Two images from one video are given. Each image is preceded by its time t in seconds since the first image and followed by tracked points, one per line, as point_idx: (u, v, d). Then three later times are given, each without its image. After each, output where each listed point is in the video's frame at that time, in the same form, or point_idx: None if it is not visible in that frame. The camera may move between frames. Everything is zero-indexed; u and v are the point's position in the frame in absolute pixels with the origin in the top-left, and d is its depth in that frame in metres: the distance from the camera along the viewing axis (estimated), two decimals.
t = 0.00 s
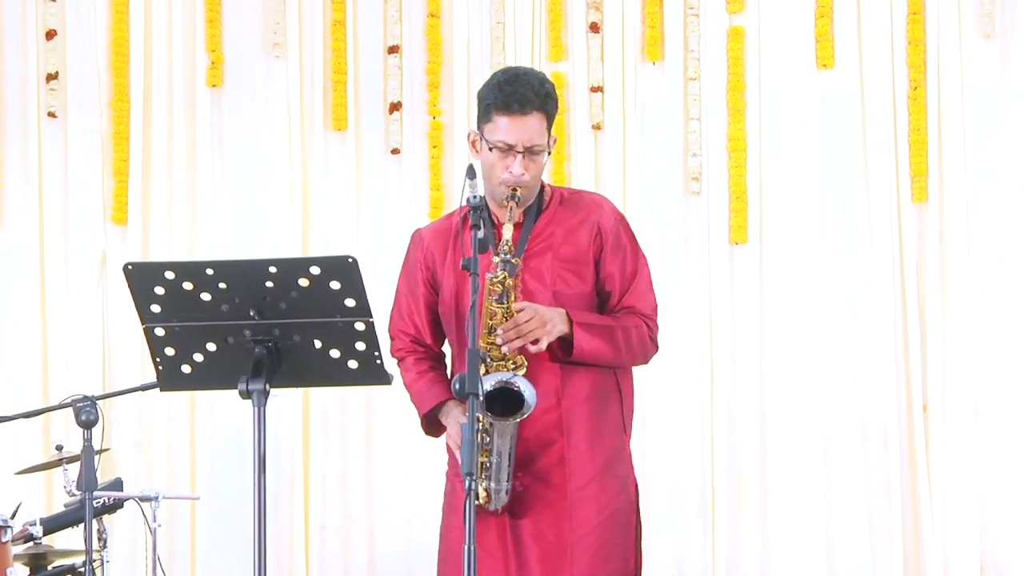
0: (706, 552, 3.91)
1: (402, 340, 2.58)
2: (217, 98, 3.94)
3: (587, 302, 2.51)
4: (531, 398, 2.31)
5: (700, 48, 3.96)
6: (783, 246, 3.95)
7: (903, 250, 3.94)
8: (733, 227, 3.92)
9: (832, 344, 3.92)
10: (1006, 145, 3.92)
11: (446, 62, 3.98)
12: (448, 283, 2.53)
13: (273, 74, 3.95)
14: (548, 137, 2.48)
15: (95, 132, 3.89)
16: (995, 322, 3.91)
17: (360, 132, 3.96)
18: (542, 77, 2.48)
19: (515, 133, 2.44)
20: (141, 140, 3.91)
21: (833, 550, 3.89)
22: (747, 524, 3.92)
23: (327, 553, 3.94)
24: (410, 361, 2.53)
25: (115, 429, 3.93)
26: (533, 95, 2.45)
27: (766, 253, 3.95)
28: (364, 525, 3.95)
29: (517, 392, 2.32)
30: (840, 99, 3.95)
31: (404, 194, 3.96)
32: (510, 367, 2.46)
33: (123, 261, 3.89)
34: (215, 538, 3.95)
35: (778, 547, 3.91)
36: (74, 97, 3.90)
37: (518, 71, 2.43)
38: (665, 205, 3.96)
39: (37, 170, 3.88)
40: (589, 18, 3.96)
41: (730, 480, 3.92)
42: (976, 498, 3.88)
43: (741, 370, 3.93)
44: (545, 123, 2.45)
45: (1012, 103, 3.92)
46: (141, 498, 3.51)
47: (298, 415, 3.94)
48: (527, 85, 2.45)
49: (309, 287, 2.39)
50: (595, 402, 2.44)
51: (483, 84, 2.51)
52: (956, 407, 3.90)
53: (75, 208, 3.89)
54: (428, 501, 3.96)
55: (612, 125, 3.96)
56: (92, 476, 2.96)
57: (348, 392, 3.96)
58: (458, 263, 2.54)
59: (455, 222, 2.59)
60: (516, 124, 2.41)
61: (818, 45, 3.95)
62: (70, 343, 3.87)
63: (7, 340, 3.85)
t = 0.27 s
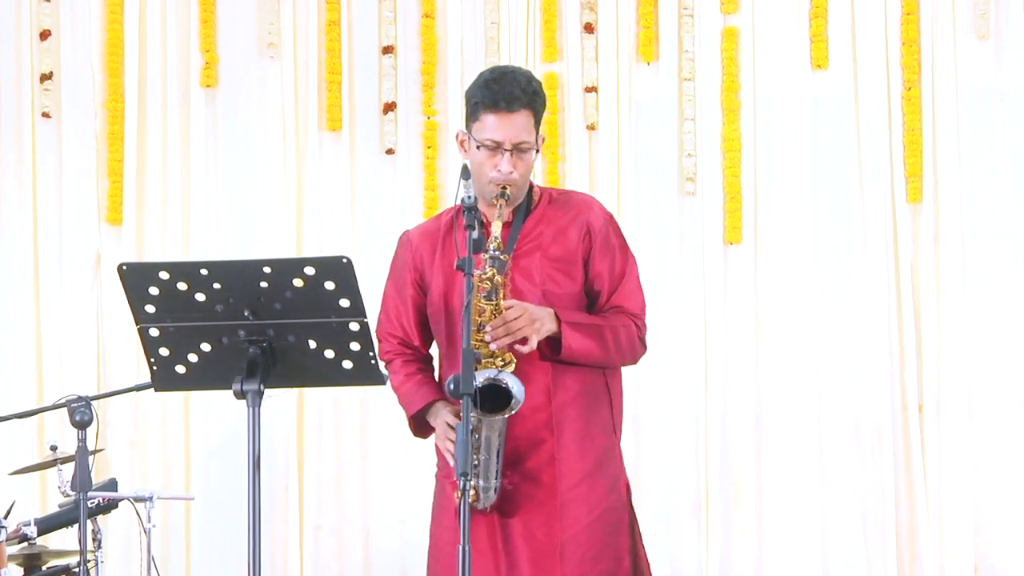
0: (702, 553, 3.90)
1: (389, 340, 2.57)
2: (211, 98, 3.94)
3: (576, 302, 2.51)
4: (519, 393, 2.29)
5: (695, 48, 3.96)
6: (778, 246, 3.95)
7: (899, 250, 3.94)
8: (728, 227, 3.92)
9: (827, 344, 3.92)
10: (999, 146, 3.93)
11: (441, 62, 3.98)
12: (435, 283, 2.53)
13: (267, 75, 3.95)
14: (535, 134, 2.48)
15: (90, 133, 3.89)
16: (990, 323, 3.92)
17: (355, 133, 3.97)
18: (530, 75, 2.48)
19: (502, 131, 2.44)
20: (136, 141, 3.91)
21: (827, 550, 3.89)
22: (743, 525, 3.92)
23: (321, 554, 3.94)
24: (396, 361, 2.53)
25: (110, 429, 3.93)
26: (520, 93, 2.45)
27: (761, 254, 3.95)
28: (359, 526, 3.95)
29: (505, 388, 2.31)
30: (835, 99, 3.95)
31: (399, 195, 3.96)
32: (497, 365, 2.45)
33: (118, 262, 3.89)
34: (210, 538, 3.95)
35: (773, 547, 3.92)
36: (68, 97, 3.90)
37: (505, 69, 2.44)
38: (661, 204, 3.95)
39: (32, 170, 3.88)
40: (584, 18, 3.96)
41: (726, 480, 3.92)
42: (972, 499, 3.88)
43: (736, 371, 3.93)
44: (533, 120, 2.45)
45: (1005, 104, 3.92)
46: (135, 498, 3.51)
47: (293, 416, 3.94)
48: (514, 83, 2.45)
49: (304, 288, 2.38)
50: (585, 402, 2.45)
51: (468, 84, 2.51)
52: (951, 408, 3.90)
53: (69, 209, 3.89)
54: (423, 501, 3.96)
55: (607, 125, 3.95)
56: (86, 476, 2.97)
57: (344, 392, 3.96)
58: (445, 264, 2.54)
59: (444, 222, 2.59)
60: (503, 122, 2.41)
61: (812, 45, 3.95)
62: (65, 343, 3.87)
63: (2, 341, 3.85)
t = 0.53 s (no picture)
0: (702, 552, 3.91)
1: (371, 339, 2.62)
2: (212, 98, 3.94)
3: (561, 302, 2.55)
4: (515, 397, 2.29)
5: (697, 48, 3.96)
6: (779, 246, 3.96)
7: (899, 251, 3.95)
8: (729, 226, 3.92)
9: (829, 344, 3.92)
10: (1001, 146, 3.92)
11: (441, 62, 3.98)
12: (419, 282, 2.57)
13: (268, 75, 3.95)
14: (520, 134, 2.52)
15: (91, 133, 3.89)
16: (992, 323, 3.92)
17: (356, 133, 3.97)
18: (515, 75, 2.52)
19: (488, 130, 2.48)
20: (137, 140, 3.91)
21: (829, 550, 3.89)
22: (744, 525, 3.92)
23: (323, 554, 3.94)
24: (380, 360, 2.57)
25: (111, 429, 3.93)
26: (507, 93, 2.49)
27: (762, 254, 3.95)
28: (360, 526, 3.95)
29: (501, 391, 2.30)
30: (836, 99, 3.95)
31: (400, 195, 3.96)
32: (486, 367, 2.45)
33: (119, 261, 3.89)
34: (210, 538, 3.95)
35: (773, 546, 3.92)
36: (69, 97, 3.90)
37: (492, 69, 2.48)
38: (662, 204, 3.95)
39: (33, 170, 3.88)
40: (585, 18, 3.96)
41: (726, 479, 3.92)
42: (973, 499, 3.88)
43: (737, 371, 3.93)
44: (518, 121, 2.50)
45: (1006, 104, 3.92)
46: (136, 498, 3.50)
47: (295, 416, 3.94)
48: (501, 83, 2.49)
49: (306, 287, 2.38)
50: (572, 403, 2.49)
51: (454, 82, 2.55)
52: (953, 408, 3.90)
53: (70, 209, 3.89)
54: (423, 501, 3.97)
55: (607, 125, 3.95)
56: (86, 479, 2.96)
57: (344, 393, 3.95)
58: (429, 263, 2.58)
59: (427, 221, 2.62)
60: (490, 122, 2.45)
61: (813, 45, 3.95)
62: (66, 343, 3.87)
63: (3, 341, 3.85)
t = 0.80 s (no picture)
0: (702, 552, 3.91)
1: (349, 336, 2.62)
2: (213, 98, 3.94)
3: (542, 299, 2.57)
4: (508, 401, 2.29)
5: (698, 47, 3.96)
6: (780, 246, 3.95)
7: (901, 254, 3.96)
8: (730, 226, 3.92)
9: (829, 343, 3.92)
10: (1003, 146, 3.92)
11: (442, 62, 3.98)
12: (401, 282, 2.58)
13: (269, 75, 3.95)
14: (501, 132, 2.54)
15: (91, 133, 3.90)
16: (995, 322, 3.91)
17: (357, 132, 3.97)
18: (495, 73, 2.54)
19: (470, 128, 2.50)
20: (138, 140, 3.91)
21: (830, 550, 3.89)
22: (745, 525, 3.91)
23: (324, 554, 3.94)
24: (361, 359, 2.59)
25: (113, 429, 3.93)
26: (489, 91, 2.51)
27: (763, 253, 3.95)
28: (360, 525, 3.94)
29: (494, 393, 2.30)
30: (837, 98, 3.95)
31: (401, 195, 3.96)
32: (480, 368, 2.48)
33: (121, 261, 3.89)
34: (211, 538, 3.95)
35: (774, 545, 3.92)
36: (70, 97, 3.91)
37: (472, 67, 2.49)
38: (662, 203, 3.95)
39: (34, 170, 3.88)
40: (586, 18, 3.97)
41: (726, 479, 3.92)
42: (974, 498, 3.87)
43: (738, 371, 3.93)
44: (499, 118, 2.52)
45: (1008, 103, 3.92)
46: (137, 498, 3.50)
47: (296, 416, 3.94)
48: (482, 81, 2.51)
49: (306, 287, 2.38)
50: (554, 403, 2.51)
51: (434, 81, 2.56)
52: (954, 408, 3.90)
53: (71, 208, 3.89)
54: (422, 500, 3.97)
55: (608, 125, 3.95)
56: (87, 478, 2.97)
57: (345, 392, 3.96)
58: (410, 262, 2.58)
59: (406, 218, 2.62)
60: (471, 120, 2.47)
61: (814, 45, 3.94)
62: (66, 343, 3.87)
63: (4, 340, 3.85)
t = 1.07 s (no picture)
0: (703, 552, 3.91)
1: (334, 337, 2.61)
2: (215, 98, 3.94)
3: (529, 297, 2.57)
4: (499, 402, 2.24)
5: (699, 47, 3.96)
6: (782, 245, 3.95)
7: (902, 250, 3.95)
8: (732, 225, 3.92)
9: (830, 343, 3.92)
10: (1005, 145, 3.92)
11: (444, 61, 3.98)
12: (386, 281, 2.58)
13: (271, 75, 3.96)
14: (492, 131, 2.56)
15: (93, 133, 3.89)
16: (996, 322, 3.91)
17: (359, 132, 3.97)
18: (489, 71, 2.54)
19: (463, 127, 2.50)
20: (140, 140, 3.91)
21: (833, 550, 3.89)
22: (747, 525, 3.91)
23: (325, 553, 3.94)
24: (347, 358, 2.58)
25: (114, 428, 3.93)
26: (483, 90, 2.52)
27: (764, 253, 3.95)
28: (361, 525, 3.94)
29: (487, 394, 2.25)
30: (838, 98, 3.95)
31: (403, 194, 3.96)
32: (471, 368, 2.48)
33: (122, 261, 3.89)
34: (211, 538, 3.95)
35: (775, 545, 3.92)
36: (72, 97, 3.91)
37: (469, 68, 2.49)
38: (662, 202, 3.95)
39: (35, 170, 3.88)
40: (587, 17, 3.97)
41: (728, 478, 3.92)
42: (976, 498, 3.87)
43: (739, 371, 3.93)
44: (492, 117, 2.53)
45: (1009, 103, 3.92)
46: (139, 497, 3.50)
47: (297, 416, 3.94)
48: (477, 81, 2.51)
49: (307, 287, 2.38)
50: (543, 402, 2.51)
51: (425, 77, 2.54)
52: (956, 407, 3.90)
53: (73, 208, 3.89)
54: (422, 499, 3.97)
55: (609, 125, 3.95)
56: (88, 478, 2.96)
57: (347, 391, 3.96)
58: (395, 261, 2.59)
59: (390, 218, 2.63)
60: (466, 120, 2.48)
61: (816, 44, 3.94)
62: (68, 342, 3.87)
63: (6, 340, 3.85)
